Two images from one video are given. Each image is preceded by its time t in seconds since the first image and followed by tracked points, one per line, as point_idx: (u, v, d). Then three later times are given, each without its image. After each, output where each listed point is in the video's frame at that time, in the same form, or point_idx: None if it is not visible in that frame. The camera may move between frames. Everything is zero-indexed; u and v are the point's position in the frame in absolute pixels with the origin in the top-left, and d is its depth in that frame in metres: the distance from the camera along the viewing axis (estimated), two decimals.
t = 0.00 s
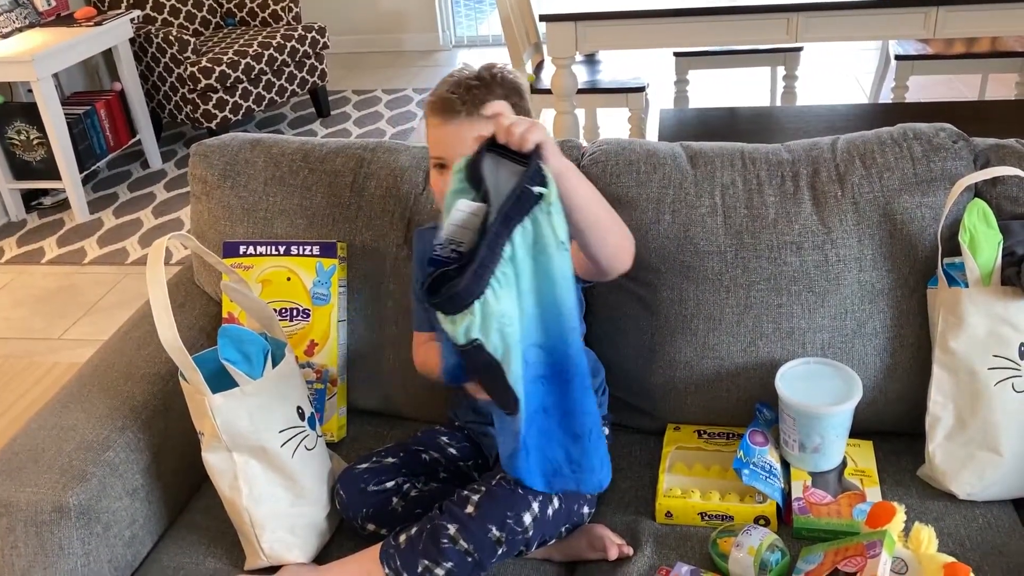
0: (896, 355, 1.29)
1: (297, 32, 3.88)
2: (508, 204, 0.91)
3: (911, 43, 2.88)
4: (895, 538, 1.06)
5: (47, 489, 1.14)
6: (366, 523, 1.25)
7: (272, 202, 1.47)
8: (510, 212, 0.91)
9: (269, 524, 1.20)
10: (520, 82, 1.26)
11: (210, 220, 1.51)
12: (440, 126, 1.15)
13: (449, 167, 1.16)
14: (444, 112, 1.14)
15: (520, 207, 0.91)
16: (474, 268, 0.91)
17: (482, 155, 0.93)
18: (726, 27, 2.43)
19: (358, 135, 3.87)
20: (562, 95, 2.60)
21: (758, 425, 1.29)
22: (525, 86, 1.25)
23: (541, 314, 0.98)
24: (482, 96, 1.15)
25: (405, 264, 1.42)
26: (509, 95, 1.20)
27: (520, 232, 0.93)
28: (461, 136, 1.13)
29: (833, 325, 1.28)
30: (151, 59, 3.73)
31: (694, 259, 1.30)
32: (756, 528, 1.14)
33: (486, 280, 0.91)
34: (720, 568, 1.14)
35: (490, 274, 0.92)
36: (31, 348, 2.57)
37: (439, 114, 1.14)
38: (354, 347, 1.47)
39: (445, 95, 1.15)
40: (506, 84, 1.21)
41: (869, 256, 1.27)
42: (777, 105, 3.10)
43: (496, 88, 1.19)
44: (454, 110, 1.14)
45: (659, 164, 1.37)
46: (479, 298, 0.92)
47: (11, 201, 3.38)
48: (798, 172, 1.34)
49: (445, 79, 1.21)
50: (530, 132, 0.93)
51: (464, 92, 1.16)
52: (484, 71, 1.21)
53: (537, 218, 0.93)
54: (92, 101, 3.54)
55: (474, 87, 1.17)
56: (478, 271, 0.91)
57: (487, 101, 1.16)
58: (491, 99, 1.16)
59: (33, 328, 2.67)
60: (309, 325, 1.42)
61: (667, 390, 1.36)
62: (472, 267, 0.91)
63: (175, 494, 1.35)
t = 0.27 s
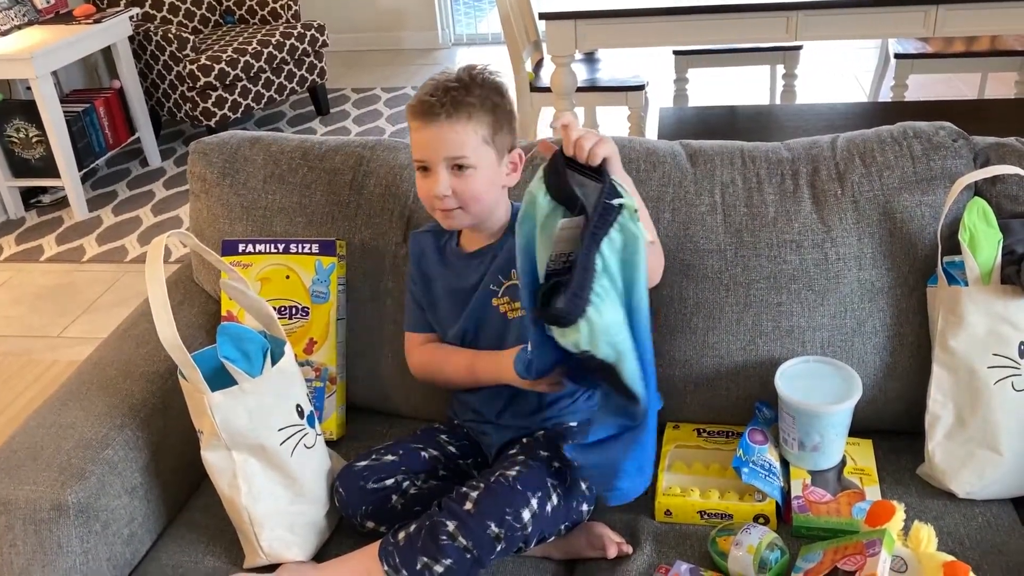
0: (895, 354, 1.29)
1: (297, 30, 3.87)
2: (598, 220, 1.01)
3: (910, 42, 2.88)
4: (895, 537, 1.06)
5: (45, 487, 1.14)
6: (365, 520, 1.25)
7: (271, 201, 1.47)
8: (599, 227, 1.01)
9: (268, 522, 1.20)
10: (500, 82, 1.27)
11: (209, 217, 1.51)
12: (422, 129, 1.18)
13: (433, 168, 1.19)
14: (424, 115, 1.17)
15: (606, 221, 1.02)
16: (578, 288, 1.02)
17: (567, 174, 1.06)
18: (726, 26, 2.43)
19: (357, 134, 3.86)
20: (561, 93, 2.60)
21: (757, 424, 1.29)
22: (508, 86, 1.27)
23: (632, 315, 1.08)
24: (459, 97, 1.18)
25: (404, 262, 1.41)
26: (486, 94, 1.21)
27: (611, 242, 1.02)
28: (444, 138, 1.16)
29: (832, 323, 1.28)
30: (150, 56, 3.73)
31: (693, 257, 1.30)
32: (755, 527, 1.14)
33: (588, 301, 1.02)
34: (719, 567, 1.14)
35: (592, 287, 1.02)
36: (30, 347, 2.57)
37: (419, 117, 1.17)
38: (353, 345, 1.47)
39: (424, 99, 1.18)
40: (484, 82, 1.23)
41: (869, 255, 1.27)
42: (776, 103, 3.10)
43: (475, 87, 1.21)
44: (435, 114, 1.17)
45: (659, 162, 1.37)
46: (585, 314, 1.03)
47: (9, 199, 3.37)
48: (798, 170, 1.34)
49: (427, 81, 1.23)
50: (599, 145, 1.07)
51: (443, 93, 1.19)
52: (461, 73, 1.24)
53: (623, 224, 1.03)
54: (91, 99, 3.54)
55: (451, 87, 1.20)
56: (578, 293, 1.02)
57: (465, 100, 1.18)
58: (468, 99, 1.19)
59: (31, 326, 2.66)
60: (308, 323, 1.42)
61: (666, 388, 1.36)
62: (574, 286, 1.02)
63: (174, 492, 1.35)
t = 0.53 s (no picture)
0: (894, 352, 1.29)
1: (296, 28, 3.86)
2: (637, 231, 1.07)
3: (910, 41, 2.87)
4: (894, 536, 1.06)
5: (44, 486, 1.14)
6: (364, 519, 1.25)
7: (269, 198, 1.47)
8: (638, 236, 1.07)
9: (267, 521, 1.20)
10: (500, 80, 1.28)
11: (208, 215, 1.50)
12: (422, 127, 1.17)
13: (432, 167, 1.18)
14: (424, 113, 1.17)
15: (642, 227, 1.07)
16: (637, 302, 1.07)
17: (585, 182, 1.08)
18: (726, 24, 2.42)
19: (357, 132, 3.86)
20: (561, 92, 2.60)
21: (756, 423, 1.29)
22: (509, 84, 1.27)
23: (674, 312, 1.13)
24: (460, 96, 1.18)
25: (403, 260, 1.41)
26: (486, 92, 1.21)
27: (646, 246, 1.09)
28: (444, 136, 1.16)
29: (831, 322, 1.28)
30: (149, 54, 3.72)
31: (692, 256, 1.30)
32: (754, 525, 1.14)
33: (649, 316, 1.07)
34: (717, 565, 1.13)
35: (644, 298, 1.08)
36: (29, 345, 2.57)
37: (419, 116, 1.17)
38: (352, 343, 1.46)
39: (424, 97, 1.18)
40: (482, 80, 1.23)
41: (868, 253, 1.27)
42: (776, 102, 3.09)
43: (473, 86, 1.21)
44: (435, 113, 1.17)
45: (658, 161, 1.37)
46: (650, 329, 1.07)
47: (8, 197, 3.37)
48: (798, 169, 1.33)
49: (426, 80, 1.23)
50: (620, 151, 1.06)
51: (443, 91, 1.19)
52: (462, 71, 1.25)
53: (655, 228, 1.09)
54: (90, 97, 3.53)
55: (451, 86, 1.20)
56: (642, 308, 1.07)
57: (465, 99, 1.19)
58: (467, 97, 1.19)
59: (30, 324, 2.66)
60: (307, 321, 1.42)
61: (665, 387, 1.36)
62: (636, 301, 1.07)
63: (173, 490, 1.35)
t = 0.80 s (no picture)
0: (892, 352, 1.29)
1: (295, 28, 3.87)
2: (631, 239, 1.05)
3: (909, 40, 2.88)
4: (892, 535, 1.06)
5: (43, 484, 1.14)
6: (363, 518, 1.25)
7: (268, 198, 1.47)
8: (630, 245, 1.04)
9: (266, 520, 1.20)
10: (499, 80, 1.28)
11: (208, 214, 1.51)
12: (421, 129, 1.17)
13: (431, 168, 1.18)
14: (424, 115, 1.17)
15: (636, 238, 1.05)
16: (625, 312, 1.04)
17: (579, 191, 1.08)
18: (725, 24, 2.42)
19: (356, 131, 3.86)
20: (560, 91, 2.60)
21: (755, 422, 1.29)
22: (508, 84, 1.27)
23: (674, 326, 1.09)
24: (459, 97, 1.19)
25: (402, 259, 1.41)
26: (485, 93, 1.22)
27: (641, 258, 1.06)
28: (443, 138, 1.16)
29: (829, 321, 1.28)
30: (148, 54, 3.72)
31: (691, 255, 1.30)
32: (752, 524, 1.14)
33: (638, 326, 1.04)
34: (715, 564, 1.13)
35: (636, 307, 1.04)
36: (28, 344, 2.57)
37: (418, 117, 1.17)
38: (351, 342, 1.47)
39: (423, 98, 1.18)
40: (481, 81, 1.23)
41: (867, 252, 1.27)
42: (775, 101, 3.10)
43: (472, 87, 1.21)
44: (434, 114, 1.17)
45: (657, 160, 1.37)
46: (638, 340, 1.04)
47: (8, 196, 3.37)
48: (796, 168, 1.34)
49: (425, 81, 1.23)
50: (614, 162, 1.06)
51: (441, 92, 1.19)
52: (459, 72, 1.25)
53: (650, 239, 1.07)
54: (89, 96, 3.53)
55: (450, 86, 1.20)
56: (629, 318, 1.04)
57: (463, 100, 1.19)
58: (466, 98, 1.19)
59: (29, 323, 2.66)
60: (306, 320, 1.42)
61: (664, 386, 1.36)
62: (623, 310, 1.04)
63: (171, 489, 1.35)
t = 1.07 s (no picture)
0: (891, 352, 1.29)
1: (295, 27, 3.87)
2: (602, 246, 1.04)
3: (908, 39, 2.88)
4: (890, 534, 1.07)
5: (43, 484, 1.14)
6: (362, 519, 1.26)
7: (268, 197, 1.47)
8: (595, 250, 1.04)
9: (265, 520, 1.20)
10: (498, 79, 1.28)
11: (208, 214, 1.51)
12: (421, 130, 1.17)
13: (431, 169, 1.18)
14: (424, 115, 1.17)
15: (605, 244, 1.05)
16: (572, 310, 1.02)
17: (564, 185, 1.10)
18: (726, 23, 2.42)
19: (355, 131, 3.86)
20: (559, 90, 2.60)
21: (754, 421, 1.29)
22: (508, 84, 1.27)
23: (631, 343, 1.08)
24: (459, 98, 1.18)
25: (401, 259, 1.41)
26: (486, 93, 1.21)
27: (607, 265, 1.05)
28: (443, 138, 1.16)
29: (828, 321, 1.28)
30: (148, 53, 3.72)
31: (691, 255, 1.30)
32: (751, 524, 1.14)
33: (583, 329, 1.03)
34: (714, 564, 1.13)
35: (586, 314, 1.03)
36: (28, 343, 2.57)
37: (418, 118, 1.17)
38: (351, 341, 1.47)
39: (423, 99, 1.18)
40: (481, 81, 1.22)
41: (866, 252, 1.27)
42: (774, 100, 3.10)
43: (473, 87, 1.21)
44: (435, 115, 1.17)
45: (656, 160, 1.37)
46: (578, 343, 1.03)
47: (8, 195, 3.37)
48: (796, 168, 1.34)
49: (425, 81, 1.23)
50: (603, 164, 1.08)
51: (442, 93, 1.19)
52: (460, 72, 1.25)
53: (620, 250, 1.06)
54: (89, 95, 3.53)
55: (451, 87, 1.20)
56: (573, 318, 1.02)
57: (464, 101, 1.19)
58: (467, 99, 1.19)
59: (29, 322, 2.67)
60: (306, 320, 1.42)
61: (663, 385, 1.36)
62: (573, 309, 1.02)
63: (171, 489, 1.35)
